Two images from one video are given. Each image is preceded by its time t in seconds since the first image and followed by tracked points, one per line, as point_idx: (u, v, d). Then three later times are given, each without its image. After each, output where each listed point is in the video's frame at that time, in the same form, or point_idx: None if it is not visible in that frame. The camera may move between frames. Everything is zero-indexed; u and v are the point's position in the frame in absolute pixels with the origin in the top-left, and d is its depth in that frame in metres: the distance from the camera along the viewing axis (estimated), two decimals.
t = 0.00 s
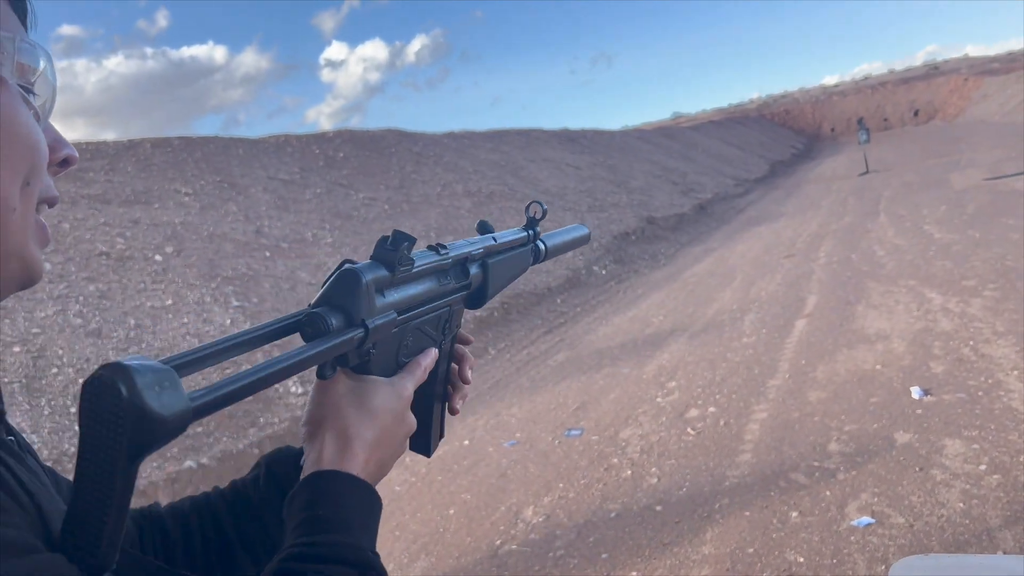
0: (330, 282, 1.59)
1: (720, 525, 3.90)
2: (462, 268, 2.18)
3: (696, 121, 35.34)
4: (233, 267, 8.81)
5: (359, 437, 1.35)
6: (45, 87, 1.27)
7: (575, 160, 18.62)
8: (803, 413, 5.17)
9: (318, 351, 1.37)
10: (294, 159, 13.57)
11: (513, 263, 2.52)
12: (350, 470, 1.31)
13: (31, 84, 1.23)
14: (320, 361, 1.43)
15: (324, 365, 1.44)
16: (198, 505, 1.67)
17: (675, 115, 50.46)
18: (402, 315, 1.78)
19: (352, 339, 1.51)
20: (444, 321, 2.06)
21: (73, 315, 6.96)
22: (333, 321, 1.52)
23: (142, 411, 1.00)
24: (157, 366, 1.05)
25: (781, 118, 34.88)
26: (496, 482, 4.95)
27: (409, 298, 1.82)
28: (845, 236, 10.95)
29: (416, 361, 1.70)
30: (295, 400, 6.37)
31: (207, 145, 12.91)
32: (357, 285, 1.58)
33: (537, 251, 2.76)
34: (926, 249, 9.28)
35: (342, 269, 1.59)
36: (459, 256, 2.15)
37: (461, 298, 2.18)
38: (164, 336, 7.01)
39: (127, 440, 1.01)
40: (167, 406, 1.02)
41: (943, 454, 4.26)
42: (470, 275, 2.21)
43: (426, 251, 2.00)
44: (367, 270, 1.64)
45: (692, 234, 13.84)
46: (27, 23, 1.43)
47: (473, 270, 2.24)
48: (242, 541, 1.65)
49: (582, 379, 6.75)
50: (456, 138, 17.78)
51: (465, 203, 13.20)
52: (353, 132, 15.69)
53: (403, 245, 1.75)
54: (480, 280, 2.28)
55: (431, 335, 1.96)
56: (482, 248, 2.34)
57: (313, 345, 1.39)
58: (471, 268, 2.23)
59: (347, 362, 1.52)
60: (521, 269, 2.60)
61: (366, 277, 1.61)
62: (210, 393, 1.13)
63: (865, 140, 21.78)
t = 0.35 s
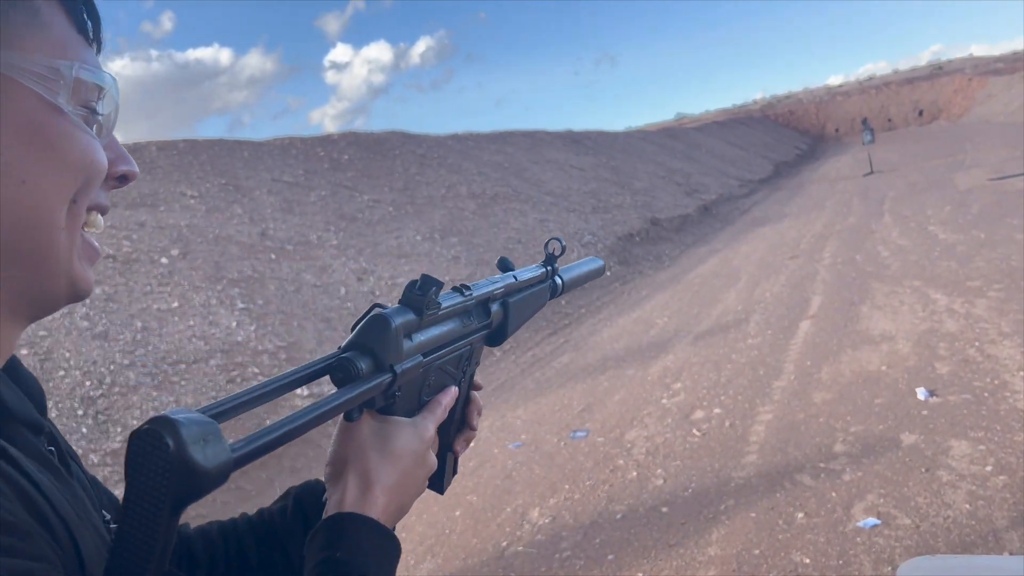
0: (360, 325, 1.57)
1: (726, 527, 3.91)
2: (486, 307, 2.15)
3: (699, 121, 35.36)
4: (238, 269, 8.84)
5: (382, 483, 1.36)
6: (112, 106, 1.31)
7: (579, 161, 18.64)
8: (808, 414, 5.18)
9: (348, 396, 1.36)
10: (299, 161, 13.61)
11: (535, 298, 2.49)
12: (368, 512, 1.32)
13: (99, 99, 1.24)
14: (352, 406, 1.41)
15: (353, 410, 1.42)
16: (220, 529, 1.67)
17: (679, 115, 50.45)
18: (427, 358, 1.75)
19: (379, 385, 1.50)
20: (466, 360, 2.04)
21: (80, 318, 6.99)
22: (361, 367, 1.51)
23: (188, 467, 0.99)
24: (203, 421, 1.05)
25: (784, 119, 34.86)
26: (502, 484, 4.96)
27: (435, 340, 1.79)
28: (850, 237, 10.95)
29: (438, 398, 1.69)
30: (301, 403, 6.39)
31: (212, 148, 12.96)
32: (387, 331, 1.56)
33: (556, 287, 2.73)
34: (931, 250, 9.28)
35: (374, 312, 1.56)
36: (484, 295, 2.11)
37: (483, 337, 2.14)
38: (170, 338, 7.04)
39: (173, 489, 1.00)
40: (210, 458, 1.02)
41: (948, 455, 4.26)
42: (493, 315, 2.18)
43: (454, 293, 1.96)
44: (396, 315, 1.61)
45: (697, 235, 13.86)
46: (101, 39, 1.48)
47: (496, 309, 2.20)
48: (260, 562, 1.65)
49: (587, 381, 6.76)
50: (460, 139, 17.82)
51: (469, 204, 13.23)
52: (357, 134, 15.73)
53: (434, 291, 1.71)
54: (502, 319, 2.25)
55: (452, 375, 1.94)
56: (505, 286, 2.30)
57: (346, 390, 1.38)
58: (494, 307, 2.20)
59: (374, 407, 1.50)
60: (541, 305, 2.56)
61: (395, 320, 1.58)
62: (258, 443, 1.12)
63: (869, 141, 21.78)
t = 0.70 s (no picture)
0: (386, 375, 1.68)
1: (726, 530, 3.90)
2: (510, 336, 2.24)
3: (701, 124, 35.33)
4: (239, 270, 8.84)
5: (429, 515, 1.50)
6: (208, 149, 1.49)
7: (580, 164, 18.63)
8: (809, 418, 5.17)
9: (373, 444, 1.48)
10: (300, 162, 13.62)
11: (561, 321, 2.57)
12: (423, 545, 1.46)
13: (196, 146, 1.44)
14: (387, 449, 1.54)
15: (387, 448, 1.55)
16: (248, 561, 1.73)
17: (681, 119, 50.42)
18: (456, 393, 1.86)
19: (404, 429, 1.61)
20: (498, 387, 2.14)
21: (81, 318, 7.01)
22: (389, 413, 1.61)
23: (223, 530, 1.09)
24: (233, 487, 1.16)
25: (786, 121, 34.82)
26: (502, 486, 4.96)
27: (461, 374, 1.89)
28: (851, 240, 10.94)
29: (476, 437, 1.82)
30: (301, 404, 6.40)
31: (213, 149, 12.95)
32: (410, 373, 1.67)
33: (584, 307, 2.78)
34: (932, 254, 9.27)
35: (392, 360, 1.67)
36: (506, 324, 2.20)
37: (513, 362, 2.23)
38: (172, 339, 7.06)
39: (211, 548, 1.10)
40: (243, 521, 1.12)
41: (949, 459, 4.25)
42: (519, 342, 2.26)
43: (476, 327, 2.07)
44: (419, 358, 1.72)
45: (698, 238, 13.85)
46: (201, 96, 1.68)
47: (522, 334, 2.30)
48: None
49: (588, 383, 6.76)
50: (461, 141, 17.81)
51: (471, 206, 13.23)
52: (358, 136, 15.73)
53: (449, 329, 1.81)
54: (529, 344, 2.33)
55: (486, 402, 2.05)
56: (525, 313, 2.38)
57: (378, 436, 1.52)
58: (517, 334, 2.28)
59: (407, 442, 1.63)
60: (570, 328, 2.64)
61: (415, 365, 1.69)
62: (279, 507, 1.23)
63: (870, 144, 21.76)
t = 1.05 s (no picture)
0: (376, 460, 1.72)
1: (726, 534, 3.90)
2: (506, 403, 2.14)
3: (702, 127, 35.34)
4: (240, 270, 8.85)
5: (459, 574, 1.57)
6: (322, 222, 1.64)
7: (582, 166, 18.64)
8: (809, 422, 5.17)
9: (376, 506, 1.55)
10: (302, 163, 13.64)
11: (561, 381, 2.45)
12: None
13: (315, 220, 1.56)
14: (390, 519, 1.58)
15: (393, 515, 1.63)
16: None
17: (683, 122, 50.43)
18: (456, 463, 1.82)
19: (404, 493, 1.64)
20: (503, 453, 2.05)
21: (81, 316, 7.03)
22: (388, 483, 1.64)
23: None
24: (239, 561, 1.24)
25: (788, 126, 34.81)
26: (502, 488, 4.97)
27: (456, 444, 1.84)
28: (852, 245, 10.94)
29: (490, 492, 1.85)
30: (301, 404, 6.40)
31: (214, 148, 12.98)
32: (392, 448, 1.69)
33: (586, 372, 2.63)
34: (933, 260, 9.27)
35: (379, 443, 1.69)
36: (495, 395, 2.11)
37: (515, 429, 2.12)
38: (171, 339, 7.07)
39: None
40: None
41: (949, 466, 4.25)
42: (517, 409, 2.16)
43: (462, 402, 2.00)
44: (399, 435, 1.74)
45: (699, 241, 13.86)
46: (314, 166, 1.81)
47: (518, 403, 2.19)
48: None
49: (589, 386, 6.76)
50: (463, 142, 17.83)
51: (472, 208, 13.23)
52: (360, 137, 15.75)
53: (423, 405, 1.80)
54: (530, 409, 2.21)
55: (493, 467, 1.97)
56: (520, 379, 2.28)
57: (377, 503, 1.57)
58: (514, 400, 2.19)
59: (409, 509, 1.68)
60: (573, 389, 2.50)
61: (401, 443, 1.70)
62: None
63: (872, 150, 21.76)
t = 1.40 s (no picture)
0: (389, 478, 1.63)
1: (725, 536, 3.90)
2: (513, 433, 1.99)
3: (705, 130, 35.36)
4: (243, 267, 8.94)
5: None
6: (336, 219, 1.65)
7: (585, 168, 18.66)
8: (810, 426, 5.18)
9: (392, 520, 1.48)
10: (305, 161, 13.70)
11: (568, 417, 2.29)
12: None
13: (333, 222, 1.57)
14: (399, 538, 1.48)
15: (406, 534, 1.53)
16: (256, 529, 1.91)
17: (686, 125, 50.48)
18: (465, 489, 1.71)
19: (417, 510, 1.55)
20: (509, 484, 1.90)
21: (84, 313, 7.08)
22: (401, 500, 1.56)
23: None
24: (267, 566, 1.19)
25: (792, 129, 34.83)
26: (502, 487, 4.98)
27: (466, 471, 1.73)
28: (854, 250, 10.95)
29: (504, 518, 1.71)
30: (302, 402, 6.41)
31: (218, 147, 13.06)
32: (406, 468, 1.61)
33: (594, 410, 2.45)
34: (936, 265, 9.27)
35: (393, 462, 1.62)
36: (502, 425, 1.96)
37: (521, 460, 1.97)
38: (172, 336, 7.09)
39: None
40: None
41: (950, 471, 4.25)
42: (524, 441, 2.01)
43: (470, 431, 1.87)
44: (412, 455, 1.65)
45: (700, 244, 13.87)
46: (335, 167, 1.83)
47: (525, 437, 2.03)
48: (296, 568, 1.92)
49: (590, 387, 6.76)
50: (466, 143, 17.86)
51: (474, 208, 13.25)
52: (363, 137, 15.79)
53: (437, 428, 1.71)
54: (536, 443, 2.06)
55: (500, 498, 1.83)
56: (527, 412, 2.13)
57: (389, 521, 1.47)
58: (521, 431, 2.04)
59: (421, 528, 1.58)
60: (579, 426, 2.33)
61: (413, 462, 1.62)
62: None
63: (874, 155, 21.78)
